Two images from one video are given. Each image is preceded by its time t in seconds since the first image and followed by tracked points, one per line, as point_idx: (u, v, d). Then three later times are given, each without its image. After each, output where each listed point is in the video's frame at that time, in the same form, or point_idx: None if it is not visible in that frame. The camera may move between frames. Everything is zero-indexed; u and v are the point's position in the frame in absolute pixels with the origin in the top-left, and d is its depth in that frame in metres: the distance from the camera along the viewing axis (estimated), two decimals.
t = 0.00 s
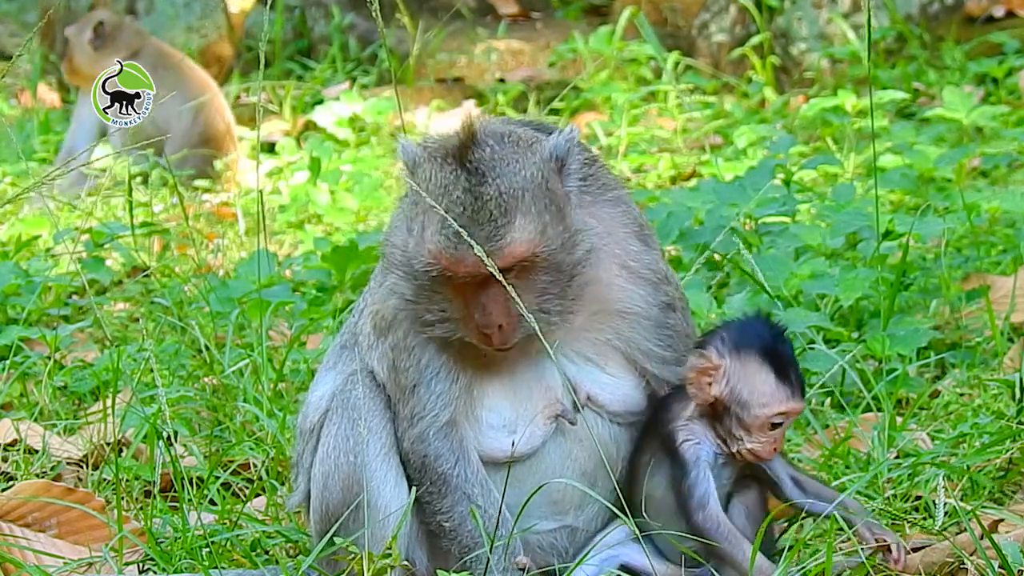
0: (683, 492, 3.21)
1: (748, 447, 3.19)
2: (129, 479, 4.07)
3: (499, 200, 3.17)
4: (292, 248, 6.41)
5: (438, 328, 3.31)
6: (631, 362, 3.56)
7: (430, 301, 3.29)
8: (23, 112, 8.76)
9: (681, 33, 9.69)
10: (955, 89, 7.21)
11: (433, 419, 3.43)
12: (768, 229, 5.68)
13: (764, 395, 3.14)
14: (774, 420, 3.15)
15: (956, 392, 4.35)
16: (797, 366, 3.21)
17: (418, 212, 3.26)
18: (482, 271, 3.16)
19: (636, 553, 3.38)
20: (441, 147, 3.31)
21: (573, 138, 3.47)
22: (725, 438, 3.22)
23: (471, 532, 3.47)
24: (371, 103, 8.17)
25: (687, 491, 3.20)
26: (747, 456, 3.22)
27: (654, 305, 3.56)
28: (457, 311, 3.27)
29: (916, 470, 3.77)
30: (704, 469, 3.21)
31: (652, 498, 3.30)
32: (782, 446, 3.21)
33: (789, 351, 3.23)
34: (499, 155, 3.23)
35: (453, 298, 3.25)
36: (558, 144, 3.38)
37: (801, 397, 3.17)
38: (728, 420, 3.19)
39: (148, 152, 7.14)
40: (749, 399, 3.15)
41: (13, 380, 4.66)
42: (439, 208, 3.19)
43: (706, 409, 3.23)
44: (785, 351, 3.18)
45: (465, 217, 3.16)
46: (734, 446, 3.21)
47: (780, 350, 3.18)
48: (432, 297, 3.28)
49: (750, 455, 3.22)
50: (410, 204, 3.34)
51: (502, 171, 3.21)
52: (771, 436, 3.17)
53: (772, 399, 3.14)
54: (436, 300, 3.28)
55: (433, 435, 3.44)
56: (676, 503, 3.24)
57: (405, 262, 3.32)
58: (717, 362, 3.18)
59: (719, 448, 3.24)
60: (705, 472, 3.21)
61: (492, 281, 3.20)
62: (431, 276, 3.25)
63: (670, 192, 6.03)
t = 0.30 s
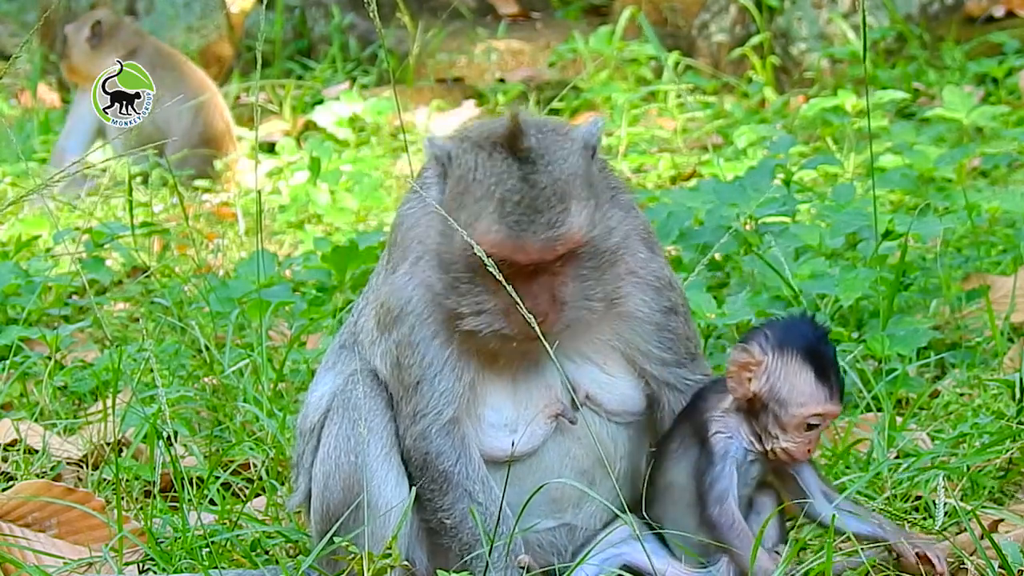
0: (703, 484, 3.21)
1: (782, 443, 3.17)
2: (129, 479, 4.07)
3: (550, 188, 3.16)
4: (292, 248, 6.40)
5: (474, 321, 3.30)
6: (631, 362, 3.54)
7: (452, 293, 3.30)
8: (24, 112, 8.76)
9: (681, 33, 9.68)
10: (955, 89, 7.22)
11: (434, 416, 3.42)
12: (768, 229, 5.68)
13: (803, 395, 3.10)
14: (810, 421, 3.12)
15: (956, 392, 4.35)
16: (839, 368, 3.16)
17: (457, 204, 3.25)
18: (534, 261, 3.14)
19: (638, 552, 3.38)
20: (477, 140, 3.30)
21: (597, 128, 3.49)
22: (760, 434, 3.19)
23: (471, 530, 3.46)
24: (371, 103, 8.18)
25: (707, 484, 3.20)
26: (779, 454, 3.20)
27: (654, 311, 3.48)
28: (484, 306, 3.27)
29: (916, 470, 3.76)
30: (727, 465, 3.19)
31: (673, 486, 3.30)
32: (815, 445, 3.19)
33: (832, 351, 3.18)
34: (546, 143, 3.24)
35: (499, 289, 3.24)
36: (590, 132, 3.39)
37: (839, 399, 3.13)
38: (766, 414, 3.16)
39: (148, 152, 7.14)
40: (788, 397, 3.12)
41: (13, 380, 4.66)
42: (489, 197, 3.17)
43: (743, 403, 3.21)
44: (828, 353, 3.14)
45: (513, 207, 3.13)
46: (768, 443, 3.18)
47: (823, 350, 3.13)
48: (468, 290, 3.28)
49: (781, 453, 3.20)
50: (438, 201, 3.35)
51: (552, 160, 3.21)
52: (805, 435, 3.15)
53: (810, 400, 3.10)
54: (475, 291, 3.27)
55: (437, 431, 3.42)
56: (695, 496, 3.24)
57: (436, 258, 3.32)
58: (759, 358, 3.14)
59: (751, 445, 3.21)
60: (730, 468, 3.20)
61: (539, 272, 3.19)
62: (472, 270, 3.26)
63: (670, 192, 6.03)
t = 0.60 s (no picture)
0: (707, 485, 3.23)
1: (788, 447, 3.15)
2: (129, 479, 4.07)
3: (625, 162, 3.24)
4: (292, 248, 6.39)
5: (542, 302, 3.31)
6: (635, 359, 3.57)
7: (513, 276, 3.32)
8: (23, 112, 8.76)
9: (681, 33, 9.68)
10: (955, 89, 7.22)
11: (439, 409, 3.41)
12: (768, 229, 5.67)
13: (811, 399, 3.09)
14: (817, 426, 3.11)
15: (956, 392, 4.35)
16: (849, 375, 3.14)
17: (524, 182, 3.27)
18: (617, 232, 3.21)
19: (639, 551, 3.38)
20: (538, 119, 3.34)
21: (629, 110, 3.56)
22: (767, 436, 3.18)
23: (473, 526, 3.44)
24: (371, 103, 8.18)
25: (711, 484, 3.21)
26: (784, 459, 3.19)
27: (667, 311, 3.52)
28: (538, 289, 3.30)
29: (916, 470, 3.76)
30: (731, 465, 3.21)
31: (678, 485, 3.31)
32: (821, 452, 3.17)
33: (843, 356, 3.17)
34: (612, 123, 3.31)
35: (575, 267, 3.25)
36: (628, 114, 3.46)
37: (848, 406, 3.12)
38: (771, 417, 3.15)
39: (149, 152, 7.14)
40: (795, 401, 3.11)
41: (13, 380, 4.66)
42: (570, 170, 3.21)
43: (751, 406, 3.20)
44: (840, 358, 3.12)
45: (598, 179, 3.20)
46: (775, 447, 3.17)
47: (834, 355, 3.12)
48: (539, 270, 3.28)
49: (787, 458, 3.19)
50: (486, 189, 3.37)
51: (620, 138, 3.28)
52: (812, 440, 3.13)
53: (818, 404, 3.09)
54: (548, 272, 3.28)
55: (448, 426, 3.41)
56: (698, 496, 3.25)
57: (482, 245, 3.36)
58: (769, 361, 3.14)
59: (756, 449, 3.21)
60: (735, 470, 3.21)
61: (609, 244, 3.24)
62: (544, 250, 3.26)
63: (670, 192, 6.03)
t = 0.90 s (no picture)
0: (709, 485, 3.23)
1: (790, 447, 3.16)
2: (129, 479, 4.07)
3: (640, 185, 3.23)
4: (292, 248, 6.39)
5: (554, 320, 3.30)
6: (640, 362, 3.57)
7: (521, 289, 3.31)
8: (24, 112, 8.76)
9: (681, 34, 9.68)
10: (955, 89, 7.22)
11: (440, 410, 3.41)
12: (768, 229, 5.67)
13: (814, 398, 3.10)
14: (821, 424, 3.12)
15: (956, 392, 4.35)
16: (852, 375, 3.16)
17: (537, 196, 3.25)
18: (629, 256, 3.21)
19: (640, 548, 3.38)
20: (554, 132, 3.32)
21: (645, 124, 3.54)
22: (771, 436, 3.18)
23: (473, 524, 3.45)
24: (371, 103, 8.18)
25: (713, 484, 3.22)
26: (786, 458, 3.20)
27: (674, 314, 3.52)
28: (546, 302, 3.30)
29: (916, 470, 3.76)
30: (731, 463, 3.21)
31: (679, 486, 3.31)
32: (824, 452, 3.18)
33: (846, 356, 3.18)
34: (629, 143, 3.29)
35: (585, 285, 3.26)
36: (642, 129, 3.45)
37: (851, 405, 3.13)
38: (773, 416, 3.16)
39: (149, 152, 7.15)
40: (798, 400, 3.12)
41: (13, 380, 4.66)
42: (585, 192, 3.19)
43: (755, 406, 3.21)
44: (842, 358, 3.13)
45: (613, 203, 3.18)
46: (779, 446, 3.17)
47: (837, 355, 3.13)
48: (547, 284, 3.28)
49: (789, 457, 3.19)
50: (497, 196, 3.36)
51: (634, 158, 3.27)
52: (815, 440, 3.14)
53: (821, 403, 3.10)
54: (559, 291, 3.28)
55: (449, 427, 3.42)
56: (700, 496, 3.25)
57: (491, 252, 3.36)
58: (770, 361, 3.15)
59: (760, 449, 3.22)
60: (738, 469, 3.21)
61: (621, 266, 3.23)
62: (554, 269, 3.25)
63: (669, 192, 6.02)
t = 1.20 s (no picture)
0: (707, 486, 3.23)
1: (783, 442, 3.15)
2: (129, 479, 4.06)
3: (643, 181, 3.24)
4: (292, 248, 6.38)
5: (548, 315, 3.31)
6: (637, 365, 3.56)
7: (522, 285, 3.31)
8: (23, 112, 8.75)
9: (681, 34, 9.67)
10: (955, 90, 7.23)
11: (438, 407, 3.42)
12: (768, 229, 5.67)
13: (806, 392, 3.10)
14: (813, 418, 3.11)
15: (956, 392, 4.35)
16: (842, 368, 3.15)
17: (538, 192, 3.25)
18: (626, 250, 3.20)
19: (640, 547, 3.37)
20: (556, 129, 3.33)
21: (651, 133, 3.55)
22: (765, 435, 3.17)
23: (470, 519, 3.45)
24: (371, 103, 8.19)
25: (710, 485, 3.22)
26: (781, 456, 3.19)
27: (676, 315, 3.52)
28: (546, 299, 3.29)
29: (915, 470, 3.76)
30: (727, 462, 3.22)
31: (678, 487, 3.31)
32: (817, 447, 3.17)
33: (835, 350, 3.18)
34: (632, 142, 3.30)
35: (582, 281, 3.25)
36: (646, 133, 3.46)
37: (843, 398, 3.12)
38: (765, 412, 3.15)
39: (149, 152, 7.15)
40: (790, 395, 3.11)
41: (13, 381, 4.66)
42: (586, 187, 3.20)
43: (747, 404, 3.19)
44: (833, 351, 3.13)
45: (614, 198, 3.18)
46: (772, 443, 3.17)
47: (827, 348, 3.13)
48: (546, 281, 3.28)
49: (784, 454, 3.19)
50: (500, 193, 3.37)
51: (637, 157, 3.28)
52: (808, 434, 3.13)
53: (813, 397, 3.09)
54: (554, 286, 3.28)
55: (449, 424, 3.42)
56: (698, 496, 3.26)
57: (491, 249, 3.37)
58: (760, 357, 3.14)
59: (754, 450, 3.21)
60: (734, 471, 3.22)
61: (619, 263, 3.23)
62: (552, 263, 3.26)
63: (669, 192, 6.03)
